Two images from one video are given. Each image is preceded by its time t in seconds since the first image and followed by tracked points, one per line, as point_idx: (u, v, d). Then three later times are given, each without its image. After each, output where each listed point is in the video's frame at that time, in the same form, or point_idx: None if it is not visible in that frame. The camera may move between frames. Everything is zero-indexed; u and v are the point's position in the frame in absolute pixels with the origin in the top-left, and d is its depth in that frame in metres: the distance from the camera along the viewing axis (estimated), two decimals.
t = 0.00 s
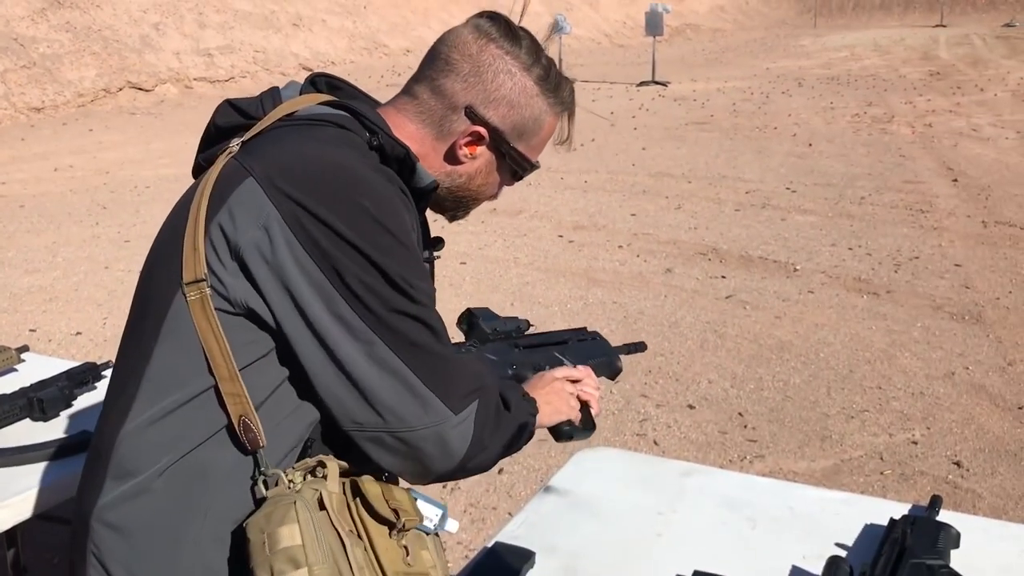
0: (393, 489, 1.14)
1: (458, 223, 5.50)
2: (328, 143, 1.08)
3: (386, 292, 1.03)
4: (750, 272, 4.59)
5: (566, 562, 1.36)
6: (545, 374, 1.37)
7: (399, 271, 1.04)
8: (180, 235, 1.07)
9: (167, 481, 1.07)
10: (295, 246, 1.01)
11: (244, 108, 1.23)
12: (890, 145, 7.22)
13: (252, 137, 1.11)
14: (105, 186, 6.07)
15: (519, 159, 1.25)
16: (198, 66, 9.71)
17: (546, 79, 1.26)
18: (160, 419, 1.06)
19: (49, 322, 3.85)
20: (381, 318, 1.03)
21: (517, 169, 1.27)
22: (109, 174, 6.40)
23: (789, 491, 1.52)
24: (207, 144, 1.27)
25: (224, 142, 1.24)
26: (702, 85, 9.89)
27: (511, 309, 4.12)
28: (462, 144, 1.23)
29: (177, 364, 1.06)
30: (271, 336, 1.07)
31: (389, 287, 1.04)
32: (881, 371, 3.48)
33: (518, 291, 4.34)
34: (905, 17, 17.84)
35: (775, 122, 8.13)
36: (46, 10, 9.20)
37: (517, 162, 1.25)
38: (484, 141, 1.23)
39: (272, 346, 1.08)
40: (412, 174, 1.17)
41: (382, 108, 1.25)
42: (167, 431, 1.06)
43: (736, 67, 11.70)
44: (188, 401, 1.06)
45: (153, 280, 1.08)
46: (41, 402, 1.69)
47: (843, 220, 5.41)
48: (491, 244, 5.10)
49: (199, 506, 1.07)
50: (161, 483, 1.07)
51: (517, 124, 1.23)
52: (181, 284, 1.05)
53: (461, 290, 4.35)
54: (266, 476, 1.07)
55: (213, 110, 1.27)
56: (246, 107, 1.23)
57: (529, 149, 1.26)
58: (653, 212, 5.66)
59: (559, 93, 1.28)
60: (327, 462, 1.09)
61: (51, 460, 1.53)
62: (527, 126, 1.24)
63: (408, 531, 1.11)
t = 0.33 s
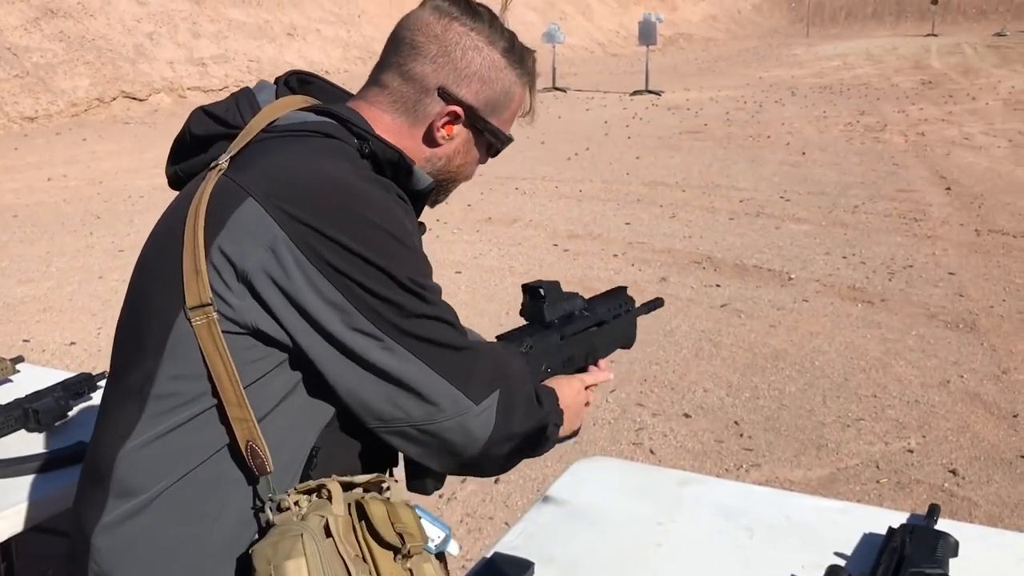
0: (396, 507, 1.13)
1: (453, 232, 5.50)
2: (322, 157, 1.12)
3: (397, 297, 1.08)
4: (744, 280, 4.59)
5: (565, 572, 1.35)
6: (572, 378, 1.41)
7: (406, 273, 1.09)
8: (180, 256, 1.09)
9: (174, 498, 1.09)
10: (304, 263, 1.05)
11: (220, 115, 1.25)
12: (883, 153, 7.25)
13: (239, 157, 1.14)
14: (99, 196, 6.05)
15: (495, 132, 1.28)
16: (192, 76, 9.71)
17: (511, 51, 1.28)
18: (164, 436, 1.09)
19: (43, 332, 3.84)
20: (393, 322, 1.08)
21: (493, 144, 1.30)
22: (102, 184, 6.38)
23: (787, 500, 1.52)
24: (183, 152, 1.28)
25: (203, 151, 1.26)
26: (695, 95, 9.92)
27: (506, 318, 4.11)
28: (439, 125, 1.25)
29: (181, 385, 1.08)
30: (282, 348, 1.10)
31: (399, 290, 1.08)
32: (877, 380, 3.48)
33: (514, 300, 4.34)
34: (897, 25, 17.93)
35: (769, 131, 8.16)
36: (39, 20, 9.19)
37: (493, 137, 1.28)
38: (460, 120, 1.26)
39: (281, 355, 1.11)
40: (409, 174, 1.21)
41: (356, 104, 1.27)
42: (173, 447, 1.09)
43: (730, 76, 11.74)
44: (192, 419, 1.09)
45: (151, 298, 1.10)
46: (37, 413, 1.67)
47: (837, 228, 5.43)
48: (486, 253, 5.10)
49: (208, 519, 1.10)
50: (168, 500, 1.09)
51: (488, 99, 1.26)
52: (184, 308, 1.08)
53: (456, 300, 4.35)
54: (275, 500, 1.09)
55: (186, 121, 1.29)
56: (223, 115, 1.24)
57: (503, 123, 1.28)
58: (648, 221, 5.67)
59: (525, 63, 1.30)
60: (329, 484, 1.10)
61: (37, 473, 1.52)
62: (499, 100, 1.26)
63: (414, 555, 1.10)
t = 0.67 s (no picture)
0: (402, 500, 1.16)
1: (447, 241, 5.50)
2: (305, 157, 1.14)
3: (394, 287, 1.11)
4: (737, 288, 4.60)
5: None
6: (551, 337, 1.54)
7: (400, 260, 1.12)
8: (169, 277, 1.11)
9: (181, 516, 1.12)
10: (298, 266, 1.08)
11: (179, 126, 1.25)
12: (876, 162, 7.27)
13: (215, 169, 1.15)
14: (93, 206, 6.04)
15: (454, 96, 1.30)
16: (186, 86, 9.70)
17: (459, 15, 1.31)
18: (169, 455, 1.11)
19: (36, 343, 3.83)
20: (392, 314, 1.11)
21: (455, 110, 1.32)
22: (96, 193, 6.37)
23: (784, 510, 1.52)
24: (147, 167, 1.29)
25: (168, 165, 1.26)
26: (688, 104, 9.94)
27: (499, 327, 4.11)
28: (398, 92, 1.27)
29: (180, 407, 1.10)
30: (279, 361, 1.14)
31: (396, 279, 1.11)
32: (871, 388, 3.48)
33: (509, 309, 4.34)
34: (888, 33, 18.01)
35: (762, 139, 8.18)
36: (32, 30, 9.19)
37: (454, 101, 1.31)
38: (418, 86, 1.28)
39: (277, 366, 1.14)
40: (382, 156, 1.25)
41: (316, 93, 1.30)
42: (176, 466, 1.12)
43: (722, 84, 11.76)
44: (196, 436, 1.12)
45: (142, 321, 1.12)
46: (30, 425, 1.66)
47: (830, 236, 5.44)
48: (481, 261, 5.10)
49: (216, 532, 1.13)
50: (175, 518, 1.12)
51: (441, 61, 1.29)
52: (180, 329, 1.09)
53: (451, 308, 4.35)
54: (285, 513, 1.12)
55: (147, 136, 1.29)
56: (184, 126, 1.24)
57: (462, 89, 1.32)
58: (641, 229, 5.68)
59: (476, 26, 1.34)
60: (334, 489, 1.13)
61: (24, 487, 1.52)
62: (453, 60, 1.29)
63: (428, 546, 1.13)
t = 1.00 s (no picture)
0: (402, 518, 1.17)
1: (444, 251, 5.50)
2: (287, 176, 1.13)
3: (374, 314, 1.11)
4: (734, 298, 4.61)
5: None
6: (542, 356, 1.53)
7: (380, 284, 1.12)
8: (152, 302, 1.11)
9: (179, 539, 1.14)
10: (277, 291, 1.08)
11: (157, 145, 1.25)
12: (872, 172, 7.29)
13: (195, 189, 1.14)
14: (90, 217, 6.04)
15: (443, 107, 1.30)
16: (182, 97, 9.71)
17: (449, 25, 1.32)
18: (165, 480, 1.13)
19: (33, 355, 3.82)
20: (372, 341, 1.11)
21: (443, 122, 1.32)
22: (93, 205, 6.37)
23: (784, 523, 1.52)
24: (123, 187, 1.29)
25: (146, 185, 1.26)
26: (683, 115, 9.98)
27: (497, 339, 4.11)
28: (384, 103, 1.27)
29: (175, 433, 1.12)
30: (266, 383, 1.15)
31: (377, 305, 1.11)
32: (869, 398, 3.48)
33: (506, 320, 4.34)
34: (882, 43, 18.06)
35: (758, 149, 8.20)
36: (29, 41, 9.20)
37: (441, 113, 1.31)
38: (406, 97, 1.28)
39: (264, 386, 1.15)
40: (366, 173, 1.24)
41: (300, 105, 1.29)
42: (171, 490, 1.13)
43: (718, 95, 11.80)
44: (191, 460, 1.13)
45: (129, 350, 1.12)
46: (27, 439, 1.66)
47: (826, 246, 5.45)
48: (478, 272, 5.10)
49: (215, 554, 1.15)
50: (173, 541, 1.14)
51: (430, 72, 1.29)
52: (168, 357, 1.10)
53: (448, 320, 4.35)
54: (280, 536, 1.12)
55: (123, 155, 1.29)
56: (160, 144, 1.25)
57: (451, 100, 1.32)
58: (638, 240, 5.69)
59: (466, 37, 1.34)
60: (330, 511, 1.13)
61: (15, 504, 1.51)
62: (441, 71, 1.30)
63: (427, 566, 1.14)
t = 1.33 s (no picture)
0: (403, 540, 1.25)
1: (443, 263, 5.51)
2: (285, 214, 1.14)
3: (359, 369, 1.11)
4: (734, 310, 4.60)
5: None
6: (547, 368, 1.53)
7: (367, 339, 1.11)
8: (148, 333, 1.14)
9: (178, 561, 1.19)
10: (265, 335, 1.09)
11: (148, 167, 1.25)
12: (870, 183, 7.29)
13: (192, 215, 1.15)
14: (89, 228, 6.04)
15: (431, 117, 1.29)
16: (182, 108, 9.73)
17: (438, 32, 1.31)
18: (164, 506, 1.18)
19: (32, 367, 3.82)
20: (353, 395, 1.10)
21: (434, 132, 1.31)
22: (92, 216, 6.38)
23: (787, 537, 1.51)
24: (111, 206, 1.29)
25: (136, 206, 1.26)
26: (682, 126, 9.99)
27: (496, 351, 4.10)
28: (368, 114, 1.27)
29: (173, 460, 1.16)
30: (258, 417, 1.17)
31: (363, 360, 1.11)
32: (869, 411, 3.48)
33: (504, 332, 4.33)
34: (881, 55, 18.10)
35: (756, 161, 8.21)
36: (30, 53, 9.23)
37: (430, 123, 1.30)
38: (390, 108, 1.28)
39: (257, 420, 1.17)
40: (363, 204, 1.27)
41: (288, 122, 1.31)
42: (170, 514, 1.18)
43: (717, 106, 11.82)
44: (190, 486, 1.18)
45: (126, 382, 1.16)
46: (29, 452, 1.66)
47: (826, 258, 5.45)
48: (478, 283, 5.10)
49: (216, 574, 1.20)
50: (173, 563, 1.19)
51: (416, 82, 1.28)
52: (168, 392, 1.13)
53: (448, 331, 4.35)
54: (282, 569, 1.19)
55: (113, 175, 1.29)
56: (151, 166, 1.25)
57: (441, 109, 1.31)
58: (638, 251, 5.69)
59: (458, 45, 1.33)
60: (330, 540, 1.20)
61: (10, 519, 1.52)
62: (428, 80, 1.29)
63: None
